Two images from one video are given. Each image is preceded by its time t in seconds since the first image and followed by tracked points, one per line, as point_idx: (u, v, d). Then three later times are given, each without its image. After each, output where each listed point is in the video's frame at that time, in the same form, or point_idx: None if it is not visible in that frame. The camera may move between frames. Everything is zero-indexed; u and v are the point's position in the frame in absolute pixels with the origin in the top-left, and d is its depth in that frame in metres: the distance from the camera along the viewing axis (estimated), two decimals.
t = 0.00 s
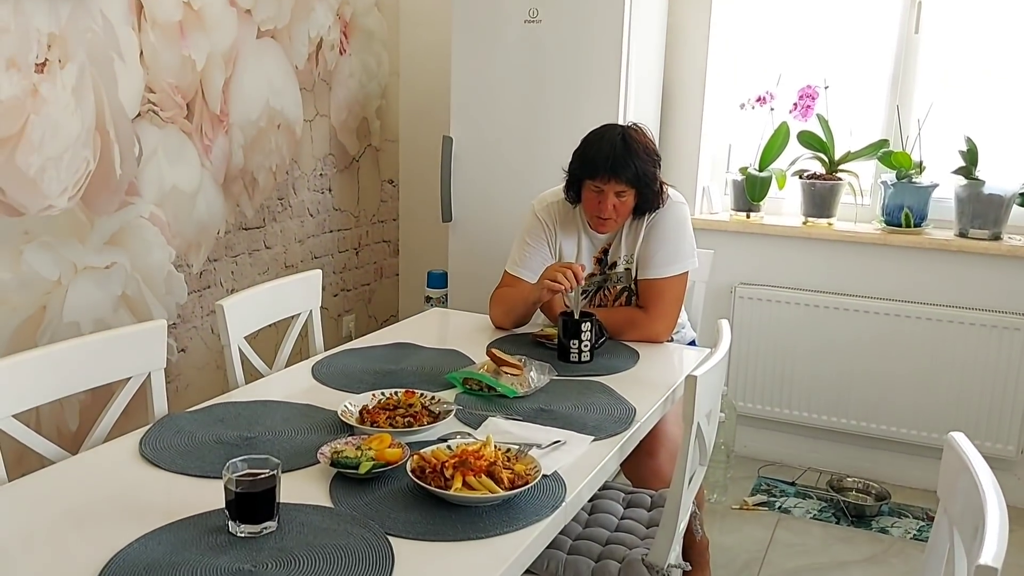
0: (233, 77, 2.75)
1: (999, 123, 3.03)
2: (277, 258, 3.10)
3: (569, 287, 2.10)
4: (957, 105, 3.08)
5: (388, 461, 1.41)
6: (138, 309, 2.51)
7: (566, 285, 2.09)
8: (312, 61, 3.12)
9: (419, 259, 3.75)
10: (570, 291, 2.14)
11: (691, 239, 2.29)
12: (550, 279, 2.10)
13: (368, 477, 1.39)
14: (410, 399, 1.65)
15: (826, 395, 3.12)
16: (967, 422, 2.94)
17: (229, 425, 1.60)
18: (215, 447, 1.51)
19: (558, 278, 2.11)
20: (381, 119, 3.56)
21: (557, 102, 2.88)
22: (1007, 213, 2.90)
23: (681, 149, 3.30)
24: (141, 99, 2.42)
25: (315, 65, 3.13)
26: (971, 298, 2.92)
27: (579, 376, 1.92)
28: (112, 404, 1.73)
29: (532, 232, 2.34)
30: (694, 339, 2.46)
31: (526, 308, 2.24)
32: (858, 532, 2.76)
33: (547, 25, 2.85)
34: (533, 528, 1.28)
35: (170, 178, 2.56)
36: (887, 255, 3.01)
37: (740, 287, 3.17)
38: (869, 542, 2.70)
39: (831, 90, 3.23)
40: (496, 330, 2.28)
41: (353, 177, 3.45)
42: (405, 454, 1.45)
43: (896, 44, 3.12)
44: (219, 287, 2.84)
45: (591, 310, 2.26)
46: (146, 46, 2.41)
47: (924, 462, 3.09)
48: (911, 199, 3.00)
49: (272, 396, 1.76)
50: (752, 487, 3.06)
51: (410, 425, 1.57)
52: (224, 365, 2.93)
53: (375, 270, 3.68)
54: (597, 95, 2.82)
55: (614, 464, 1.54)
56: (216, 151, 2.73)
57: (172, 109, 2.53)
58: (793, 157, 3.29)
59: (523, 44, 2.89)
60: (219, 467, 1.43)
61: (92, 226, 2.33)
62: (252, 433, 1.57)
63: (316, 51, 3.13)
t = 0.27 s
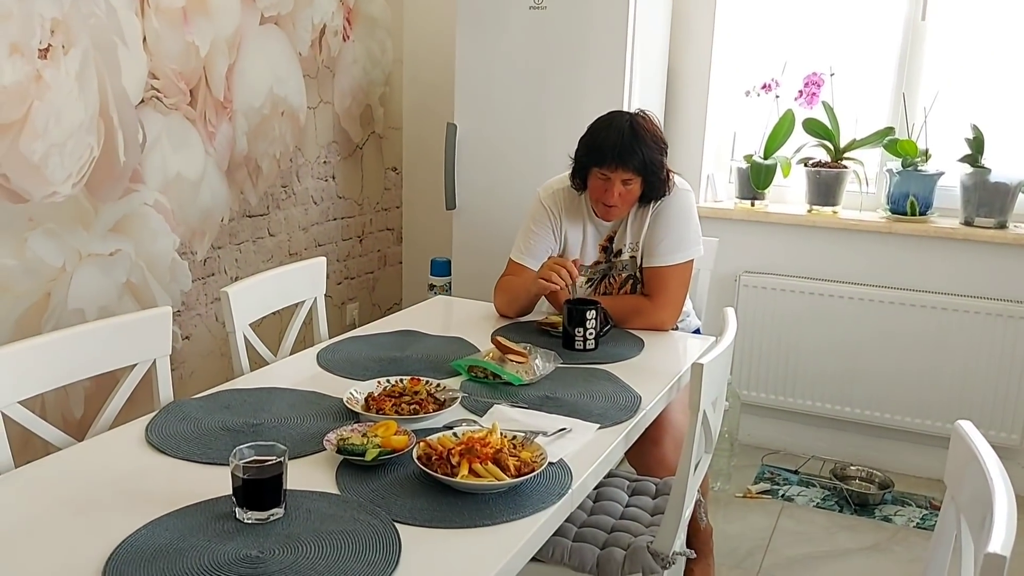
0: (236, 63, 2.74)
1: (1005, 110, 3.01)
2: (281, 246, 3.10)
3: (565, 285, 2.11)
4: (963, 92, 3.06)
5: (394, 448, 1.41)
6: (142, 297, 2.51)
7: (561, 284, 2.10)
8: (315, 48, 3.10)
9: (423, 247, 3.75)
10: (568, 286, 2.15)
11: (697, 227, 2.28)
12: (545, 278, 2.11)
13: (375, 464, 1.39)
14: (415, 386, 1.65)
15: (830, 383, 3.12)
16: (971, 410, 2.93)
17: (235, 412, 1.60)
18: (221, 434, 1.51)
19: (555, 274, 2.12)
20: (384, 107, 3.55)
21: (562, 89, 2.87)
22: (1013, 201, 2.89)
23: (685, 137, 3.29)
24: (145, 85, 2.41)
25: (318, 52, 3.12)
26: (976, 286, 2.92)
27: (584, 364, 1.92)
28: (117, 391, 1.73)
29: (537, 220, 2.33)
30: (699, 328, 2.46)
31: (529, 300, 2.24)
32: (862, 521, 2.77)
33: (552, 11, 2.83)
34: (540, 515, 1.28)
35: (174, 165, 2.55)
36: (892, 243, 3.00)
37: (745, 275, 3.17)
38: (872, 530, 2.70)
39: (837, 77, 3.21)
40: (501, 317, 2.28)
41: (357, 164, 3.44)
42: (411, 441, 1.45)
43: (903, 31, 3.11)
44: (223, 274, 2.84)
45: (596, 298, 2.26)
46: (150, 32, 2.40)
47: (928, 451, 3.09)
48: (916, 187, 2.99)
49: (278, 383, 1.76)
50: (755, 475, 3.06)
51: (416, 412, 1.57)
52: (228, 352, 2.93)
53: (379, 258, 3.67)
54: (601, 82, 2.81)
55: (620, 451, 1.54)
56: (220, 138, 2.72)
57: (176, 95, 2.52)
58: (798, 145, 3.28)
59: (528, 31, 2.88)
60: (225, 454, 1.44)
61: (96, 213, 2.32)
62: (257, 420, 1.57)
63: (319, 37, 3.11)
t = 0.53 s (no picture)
0: (241, 60, 2.75)
1: (1009, 108, 3.01)
2: (284, 242, 3.10)
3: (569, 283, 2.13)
4: (967, 89, 3.06)
5: (398, 445, 1.42)
6: (147, 293, 2.52)
7: (566, 283, 2.12)
8: (319, 44, 3.11)
9: (426, 243, 3.75)
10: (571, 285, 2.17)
11: (700, 225, 2.28)
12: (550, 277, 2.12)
13: (379, 461, 1.40)
14: (419, 383, 1.66)
15: (832, 380, 3.13)
16: (973, 408, 2.94)
17: (241, 408, 1.61)
18: (227, 431, 1.52)
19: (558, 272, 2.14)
20: (388, 103, 3.55)
21: (566, 86, 2.87)
22: (1016, 199, 2.89)
23: (689, 134, 3.29)
24: (150, 82, 2.42)
25: (322, 48, 3.12)
26: (979, 284, 2.92)
27: (587, 362, 1.93)
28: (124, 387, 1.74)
29: (541, 217, 2.33)
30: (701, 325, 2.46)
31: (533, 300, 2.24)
32: (864, 517, 2.78)
33: (556, 8, 2.83)
34: (543, 513, 1.29)
35: (178, 162, 2.56)
36: (895, 241, 3.00)
37: (747, 272, 3.17)
38: (874, 527, 2.71)
39: (841, 74, 3.21)
40: (504, 315, 2.29)
41: (360, 161, 3.45)
42: (415, 438, 1.46)
43: (907, 28, 3.11)
44: (227, 271, 2.85)
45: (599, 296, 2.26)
46: (154, 29, 2.41)
47: (930, 448, 3.10)
48: (920, 185, 2.99)
49: (283, 380, 1.77)
50: (757, 472, 3.07)
51: (420, 410, 1.58)
52: (232, 348, 2.94)
53: (382, 254, 3.68)
54: (605, 79, 2.81)
55: (623, 449, 1.55)
56: (224, 135, 2.73)
57: (181, 92, 2.53)
58: (802, 142, 3.28)
59: (532, 28, 2.88)
60: (231, 451, 1.45)
61: (101, 210, 2.33)
62: (263, 417, 1.58)
63: (323, 34, 3.12)
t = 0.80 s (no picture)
0: (241, 62, 2.75)
1: (1008, 109, 3.01)
2: (285, 244, 3.11)
3: (569, 257, 2.14)
4: (967, 90, 3.06)
5: (399, 449, 1.42)
6: (147, 295, 2.53)
7: (565, 256, 2.13)
8: (319, 46, 3.11)
9: (426, 244, 3.76)
10: (572, 263, 2.17)
11: (700, 227, 2.29)
12: (549, 250, 2.13)
13: (380, 464, 1.41)
14: (419, 386, 1.67)
15: (831, 382, 3.13)
16: (972, 409, 2.95)
17: (242, 411, 1.62)
18: (228, 434, 1.52)
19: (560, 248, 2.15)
20: (388, 104, 3.55)
21: (565, 88, 2.87)
22: (1016, 200, 2.89)
23: (688, 135, 3.29)
24: (150, 85, 2.42)
25: (322, 50, 3.13)
26: (978, 286, 2.92)
27: (587, 364, 1.93)
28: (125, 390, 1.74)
29: (541, 219, 2.34)
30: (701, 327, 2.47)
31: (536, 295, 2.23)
32: (863, 518, 2.78)
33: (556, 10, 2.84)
34: (542, 517, 1.29)
35: (178, 164, 2.56)
36: (894, 242, 3.01)
37: (747, 273, 3.17)
38: (873, 528, 2.72)
39: (840, 75, 3.21)
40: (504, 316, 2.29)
41: (360, 162, 3.45)
42: (416, 441, 1.46)
43: (906, 29, 3.11)
44: (228, 272, 2.85)
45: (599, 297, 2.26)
46: (155, 31, 2.41)
47: (929, 449, 3.10)
48: (919, 186, 3.00)
49: (283, 383, 1.77)
50: (757, 473, 3.07)
51: (420, 412, 1.58)
52: (233, 350, 2.94)
53: (382, 255, 3.68)
54: (605, 81, 2.82)
55: (622, 452, 1.55)
56: (224, 137, 2.73)
57: (181, 94, 2.53)
58: (801, 143, 3.29)
59: (531, 30, 2.88)
60: (232, 454, 1.45)
61: (102, 212, 2.34)
62: (263, 420, 1.58)
63: (323, 35, 3.12)
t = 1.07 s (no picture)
0: (236, 74, 2.75)
1: (1003, 105, 3.02)
2: (283, 255, 3.11)
3: (576, 270, 2.14)
4: (962, 88, 3.07)
5: (400, 460, 1.42)
6: (147, 309, 2.53)
7: (574, 269, 2.12)
8: (315, 56, 3.12)
9: (425, 252, 3.76)
10: (577, 275, 2.17)
11: (697, 231, 2.29)
12: (559, 262, 2.13)
13: (381, 477, 1.41)
14: (420, 397, 1.67)
15: (833, 382, 3.13)
16: (973, 406, 2.95)
17: (243, 426, 1.62)
18: (230, 449, 1.52)
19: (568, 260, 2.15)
20: (385, 112, 3.56)
21: (561, 93, 2.88)
22: (1013, 197, 2.90)
23: (685, 138, 3.30)
24: (147, 99, 2.43)
25: (317, 60, 3.13)
26: (977, 283, 2.93)
27: (587, 370, 1.94)
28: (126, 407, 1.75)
29: (539, 226, 2.34)
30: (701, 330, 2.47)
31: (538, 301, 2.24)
32: (867, 518, 2.78)
33: (550, 16, 2.84)
34: (545, 527, 1.29)
35: (176, 177, 2.57)
36: (893, 241, 3.01)
37: (746, 275, 3.18)
38: (877, 528, 2.72)
39: (835, 75, 3.22)
40: (504, 324, 2.29)
41: (358, 171, 3.46)
42: (417, 453, 1.47)
43: (900, 27, 3.11)
44: (227, 285, 2.86)
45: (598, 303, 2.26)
46: (150, 46, 2.42)
47: (931, 447, 3.10)
48: (916, 184, 3.00)
49: (284, 396, 1.77)
50: (760, 475, 3.07)
51: (421, 423, 1.58)
52: (234, 362, 2.94)
53: (381, 264, 3.69)
54: (600, 86, 2.82)
55: (624, 459, 1.55)
56: (222, 149, 2.74)
57: (178, 108, 2.54)
58: (798, 144, 3.29)
59: (526, 36, 2.89)
60: (234, 469, 1.45)
61: (101, 227, 2.34)
62: (265, 434, 1.58)
63: (318, 46, 3.13)
